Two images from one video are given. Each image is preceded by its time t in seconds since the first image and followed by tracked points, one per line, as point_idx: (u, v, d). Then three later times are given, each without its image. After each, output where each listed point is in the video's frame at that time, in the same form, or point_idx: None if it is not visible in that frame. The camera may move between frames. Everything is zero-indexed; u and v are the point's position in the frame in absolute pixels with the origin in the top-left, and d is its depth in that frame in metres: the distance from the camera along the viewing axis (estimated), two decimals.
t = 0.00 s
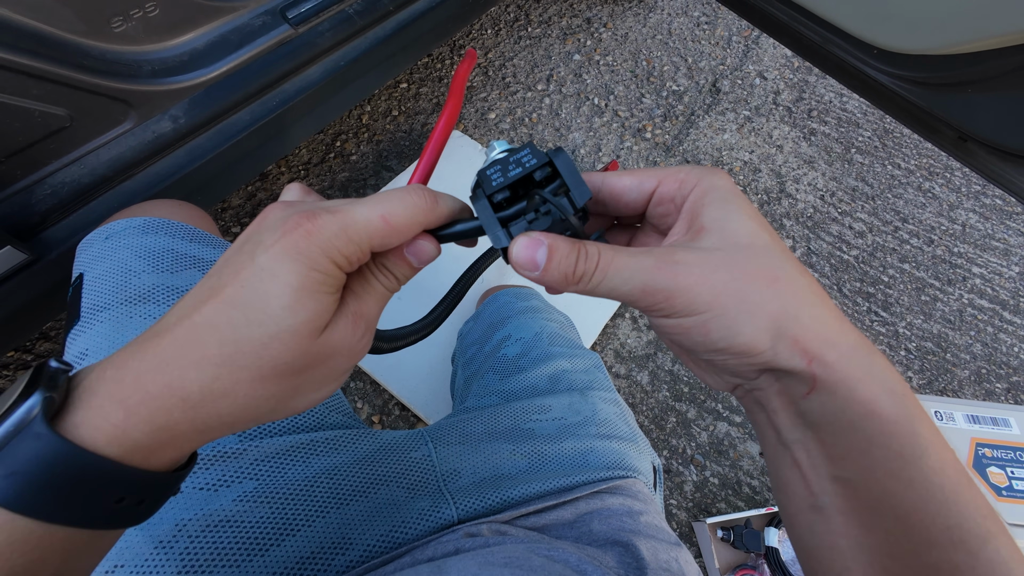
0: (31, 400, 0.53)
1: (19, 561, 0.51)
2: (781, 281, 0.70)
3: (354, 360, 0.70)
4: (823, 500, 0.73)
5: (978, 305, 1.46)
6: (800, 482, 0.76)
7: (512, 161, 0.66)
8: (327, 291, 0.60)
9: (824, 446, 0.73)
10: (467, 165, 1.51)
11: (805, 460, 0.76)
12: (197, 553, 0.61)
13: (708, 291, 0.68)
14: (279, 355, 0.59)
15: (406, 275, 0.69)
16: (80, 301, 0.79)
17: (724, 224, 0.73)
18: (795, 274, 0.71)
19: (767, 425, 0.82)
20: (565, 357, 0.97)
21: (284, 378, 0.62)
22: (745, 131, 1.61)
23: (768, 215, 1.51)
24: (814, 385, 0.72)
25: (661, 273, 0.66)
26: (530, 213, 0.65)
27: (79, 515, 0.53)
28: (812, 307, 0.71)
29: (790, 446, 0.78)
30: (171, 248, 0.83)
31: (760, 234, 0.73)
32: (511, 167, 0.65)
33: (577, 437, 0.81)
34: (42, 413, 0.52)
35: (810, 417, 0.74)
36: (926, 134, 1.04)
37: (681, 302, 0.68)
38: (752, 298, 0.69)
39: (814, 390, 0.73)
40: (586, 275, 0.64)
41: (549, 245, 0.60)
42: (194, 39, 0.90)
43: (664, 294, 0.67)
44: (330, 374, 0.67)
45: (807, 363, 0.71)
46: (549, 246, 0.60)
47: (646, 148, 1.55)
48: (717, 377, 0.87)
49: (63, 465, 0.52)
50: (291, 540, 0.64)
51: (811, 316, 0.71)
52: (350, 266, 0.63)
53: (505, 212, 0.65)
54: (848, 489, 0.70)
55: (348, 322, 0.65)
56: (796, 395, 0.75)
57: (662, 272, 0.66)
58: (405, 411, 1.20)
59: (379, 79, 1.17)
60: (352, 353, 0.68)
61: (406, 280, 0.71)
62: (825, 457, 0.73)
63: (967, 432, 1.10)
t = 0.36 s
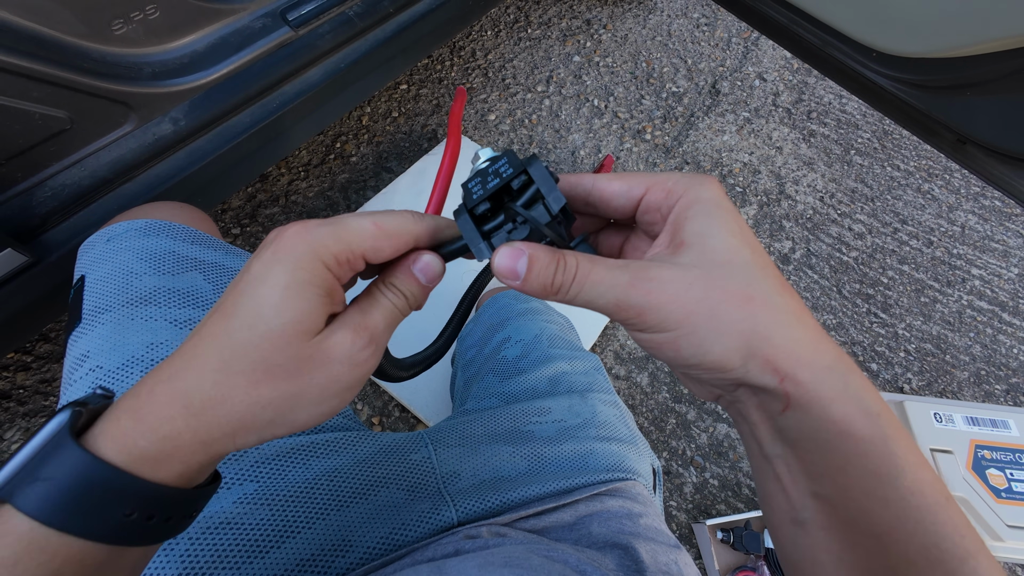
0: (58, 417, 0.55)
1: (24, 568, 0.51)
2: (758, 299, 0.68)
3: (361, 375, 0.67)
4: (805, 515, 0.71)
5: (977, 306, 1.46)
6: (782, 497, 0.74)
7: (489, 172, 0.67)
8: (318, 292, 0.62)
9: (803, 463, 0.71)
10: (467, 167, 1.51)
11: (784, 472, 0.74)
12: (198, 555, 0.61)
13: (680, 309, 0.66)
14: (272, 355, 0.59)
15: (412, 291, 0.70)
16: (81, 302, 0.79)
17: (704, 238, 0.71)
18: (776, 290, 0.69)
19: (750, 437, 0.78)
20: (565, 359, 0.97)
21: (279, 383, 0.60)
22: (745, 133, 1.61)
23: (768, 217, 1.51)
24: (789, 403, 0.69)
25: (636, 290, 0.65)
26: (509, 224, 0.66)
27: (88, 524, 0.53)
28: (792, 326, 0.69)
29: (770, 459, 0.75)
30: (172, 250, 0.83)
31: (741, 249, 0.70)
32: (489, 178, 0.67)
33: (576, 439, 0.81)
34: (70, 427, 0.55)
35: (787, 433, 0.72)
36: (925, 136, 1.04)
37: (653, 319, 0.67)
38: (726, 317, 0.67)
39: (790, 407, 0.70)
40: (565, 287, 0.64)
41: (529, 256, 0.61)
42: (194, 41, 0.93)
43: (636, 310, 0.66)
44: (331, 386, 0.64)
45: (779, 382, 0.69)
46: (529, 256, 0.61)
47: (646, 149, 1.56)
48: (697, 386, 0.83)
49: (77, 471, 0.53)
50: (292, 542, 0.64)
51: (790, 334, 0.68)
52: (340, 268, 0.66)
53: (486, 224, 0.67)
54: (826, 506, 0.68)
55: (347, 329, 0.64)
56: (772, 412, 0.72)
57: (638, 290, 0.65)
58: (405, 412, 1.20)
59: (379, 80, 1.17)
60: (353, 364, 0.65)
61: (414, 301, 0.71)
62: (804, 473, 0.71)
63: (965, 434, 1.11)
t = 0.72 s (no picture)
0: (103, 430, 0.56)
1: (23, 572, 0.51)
2: (750, 310, 0.68)
3: (358, 364, 0.60)
4: (803, 524, 0.70)
5: (976, 308, 1.46)
6: (781, 508, 0.73)
7: (483, 189, 0.68)
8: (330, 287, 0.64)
9: (801, 473, 0.70)
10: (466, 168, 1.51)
11: (784, 484, 0.72)
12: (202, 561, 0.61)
13: (672, 323, 0.67)
14: (271, 349, 0.59)
15: (423, 274, 0.64)
16: (83, 304, 0.79)
17: (696, 250, 0.71)
18: (769, 301, 0.69)
19: (748, 448, 0.78)
20: (565, 362, 0.97)
21: (275, 377, 0.59)
22: (744, 134, 1.61)
23: (768, 218, 1.51)
24: (785, 414, 0.69)
25: (629, 304, 0.66)
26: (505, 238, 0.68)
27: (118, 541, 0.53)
28: (784, 337, 0.69)
29: (768, 469, 0.74)
30: (173, 252, 0.83)
31: (735, 261, 0.70)
32: (484, 195, 0.68)
33: (577, 442, 0.81)
34: (111, 441, 0.56)
35: (785, 444, 0.71)
36: (925, 139, 1.04)
37: (647, 332, 0.68)
38: (718, 329, 0.67)
39: (786, 419, 0.70)
40: (562, 300, 0.65)
41: (528, 269, 0.62)
42: (194, 43, 0.93)
43: (630, 323, 0.67)
44: (320, 375, 0.59)
45: (775, 393, 0.69)
46: (528, 269, 0.62)
47: (646, 151, 1.56)
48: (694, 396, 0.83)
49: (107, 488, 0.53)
50: (293, 546, 0.64)
51: (784, 345, 0.69)
52: (364, 270, 0.69)
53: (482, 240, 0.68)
54: (827, 517, 0.67)
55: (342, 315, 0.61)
56: (769, 423, 0.72)
57: (631, 304, 0.66)
58: (404, 414, 1.20)
59: (379, 82, 1.17)
60: (342, 349, 0.59)
61: (431, 286, 0.65)
62: (801, 483, 0.70)
63: (966, 436, 1.11)
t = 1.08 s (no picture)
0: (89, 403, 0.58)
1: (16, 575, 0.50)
2: (753, 328, 0.67)
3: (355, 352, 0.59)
4: (808, 545, 0.70)
5: (977, 309, 1.45)
6: (787, 527, 0.72)
7: (471, 204, 0.65)
8: (326, 263, 0.66)
9: (807, 492, 0.69)
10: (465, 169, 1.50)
11: (789, 504, 0.72)
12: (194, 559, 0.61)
13: (672, 344, 0.65)
14: (260, 317, 0.60)
15: (429, 267, 0.60)
16: (81, 304, 0.78)
17: (695, 265, 0.70)
18: (771, 316, 0.68)
19: (752, 465, 0.77)
20: (564, 363, 0.97)
21: (257, 344, 0.59)
22: (744, 135, 1.61)
23: (768, 219, 1.50)
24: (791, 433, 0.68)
25: (625, 326, 0.65)
26: (496, 253, 0.66)
27: (91, 507, 0.53)
28: (787, 356, 0.67)
29: (774, 488, 0.74)
30: (172, 251, 0.83)
31: (734, 276, 0.69)
32: (471, 210, 0.65)
33: (576, 444, 0.81)
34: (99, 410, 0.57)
35: (791, 463, 0.70)
36: (925, 139, 1.04)
37: (645, 353, 0.67)
38: (720, 349, 0.66)
39: (791, 438, 0.69)
40: (558, 319, 0.64)
41: (525, 287, 0.62)
42: (191, 43, 0.92)
43: (628, 345, 0.66)
44: (305, 355, 0.59)
45: (781, 413, 0.68)
46: (525, 287, 0.62)
47: (645, 151, 1.55)
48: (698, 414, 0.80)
49: (95, 471, 0.53)
50: (288, 547, 0.64)
51: (790, 362, 0.67)
52: (357, 252, 0.71)
53: (473, 254, 0.66)
54: (834, 538, 0.67)
55: (331, 295, 0.60)
56: (775, 442, 0.71)
57: (628, 325, 0.64)
58: (403, 416, 1.20)
59: (378, 82, 1.16)
60: (327, 326, 0.58)
61: (435, 280, 0.61)
62: (807, 503, 0.69)
63: (966, 438, 1.10)
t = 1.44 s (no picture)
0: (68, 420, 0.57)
1: None
2: (769, 409, 0.59)
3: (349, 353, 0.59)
4: None
5: (978, 309, 1.45)
6: None
7: (443, 189, 0.62)
8: (301, 268, 0.64)
9: None
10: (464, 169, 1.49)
11: None
12: (188, 562, 0.60)
13: (674, 410, 0.59)
14: (238, 328, 0.59)
15: (406, 266, 0.58)
16: (74, 305, 0.77)
17: (726, 321, 0.61)
18: (798, 393, 0.60)
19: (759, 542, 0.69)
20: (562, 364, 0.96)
21: (239, 351, 0.58)
22: (744, 134, 1.60)
23: (767, 219, 1.50)
24: (793, 525, 0.62)
25: (627, 374, 0.59)
26: (474, 237, 0.63)
27: (70, 532, 0.52)
28: (802, 447, 0.59)
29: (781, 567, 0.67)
30: (167, 251, 0.82)
31: (763, 341, 0.61)
32: (444, 196, 0.62)
33: (574, 446, 0.80)
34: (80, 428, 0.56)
35: (796, 556, 0.65)
36: (927, 139, 1.03)
37: (643, 410, 0.60)
38: (725, 429, 0.59)
39: (794, 531, 0.62)
40: (559, 346, 0.60)
41: (533, 301, 0.58)
42: (186, 42, 0.91)
43: (625, 398, 0.60)
44: (284, 362, 0.58)
45: (781, 502, 0.61)
46: (532, 302, 0.58)
47: (645, 151, 1.54)
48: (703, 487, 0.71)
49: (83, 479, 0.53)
50: (282, 552, 0.63)
51: (805, 448, 0.60)
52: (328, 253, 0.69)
53: (450, 240, 0.64)
54: None
55: (315, 303, 0.59)
56: (776, 532, 0.65)
57: (630, 374, 0.59)
58: (401, 417, 1.19)
59: (376, 82, 1.16)
60: (313, 336, 0.57)
61: (415, 279, 0.59)
62: None
63: (968, 440, 1.10)
